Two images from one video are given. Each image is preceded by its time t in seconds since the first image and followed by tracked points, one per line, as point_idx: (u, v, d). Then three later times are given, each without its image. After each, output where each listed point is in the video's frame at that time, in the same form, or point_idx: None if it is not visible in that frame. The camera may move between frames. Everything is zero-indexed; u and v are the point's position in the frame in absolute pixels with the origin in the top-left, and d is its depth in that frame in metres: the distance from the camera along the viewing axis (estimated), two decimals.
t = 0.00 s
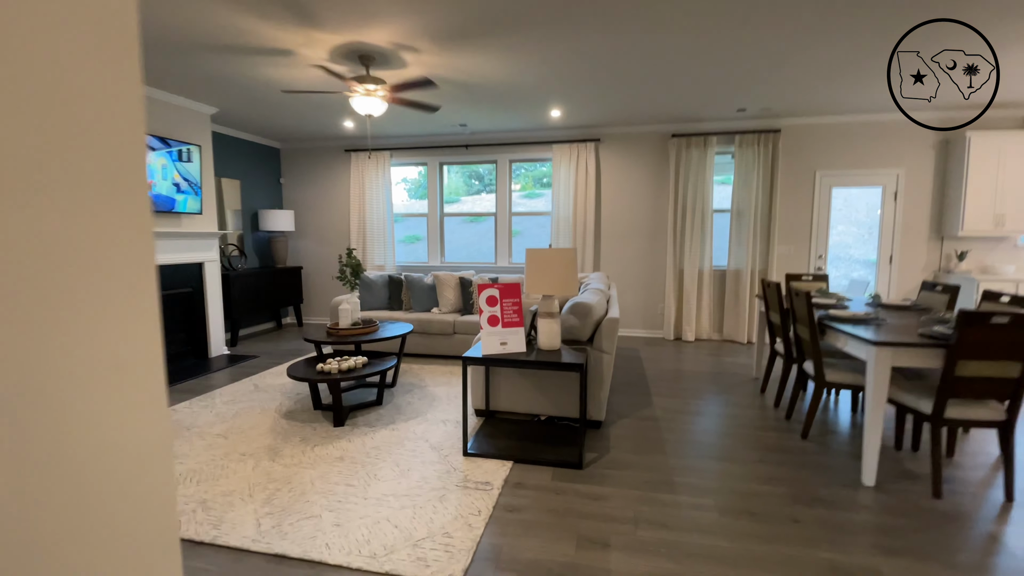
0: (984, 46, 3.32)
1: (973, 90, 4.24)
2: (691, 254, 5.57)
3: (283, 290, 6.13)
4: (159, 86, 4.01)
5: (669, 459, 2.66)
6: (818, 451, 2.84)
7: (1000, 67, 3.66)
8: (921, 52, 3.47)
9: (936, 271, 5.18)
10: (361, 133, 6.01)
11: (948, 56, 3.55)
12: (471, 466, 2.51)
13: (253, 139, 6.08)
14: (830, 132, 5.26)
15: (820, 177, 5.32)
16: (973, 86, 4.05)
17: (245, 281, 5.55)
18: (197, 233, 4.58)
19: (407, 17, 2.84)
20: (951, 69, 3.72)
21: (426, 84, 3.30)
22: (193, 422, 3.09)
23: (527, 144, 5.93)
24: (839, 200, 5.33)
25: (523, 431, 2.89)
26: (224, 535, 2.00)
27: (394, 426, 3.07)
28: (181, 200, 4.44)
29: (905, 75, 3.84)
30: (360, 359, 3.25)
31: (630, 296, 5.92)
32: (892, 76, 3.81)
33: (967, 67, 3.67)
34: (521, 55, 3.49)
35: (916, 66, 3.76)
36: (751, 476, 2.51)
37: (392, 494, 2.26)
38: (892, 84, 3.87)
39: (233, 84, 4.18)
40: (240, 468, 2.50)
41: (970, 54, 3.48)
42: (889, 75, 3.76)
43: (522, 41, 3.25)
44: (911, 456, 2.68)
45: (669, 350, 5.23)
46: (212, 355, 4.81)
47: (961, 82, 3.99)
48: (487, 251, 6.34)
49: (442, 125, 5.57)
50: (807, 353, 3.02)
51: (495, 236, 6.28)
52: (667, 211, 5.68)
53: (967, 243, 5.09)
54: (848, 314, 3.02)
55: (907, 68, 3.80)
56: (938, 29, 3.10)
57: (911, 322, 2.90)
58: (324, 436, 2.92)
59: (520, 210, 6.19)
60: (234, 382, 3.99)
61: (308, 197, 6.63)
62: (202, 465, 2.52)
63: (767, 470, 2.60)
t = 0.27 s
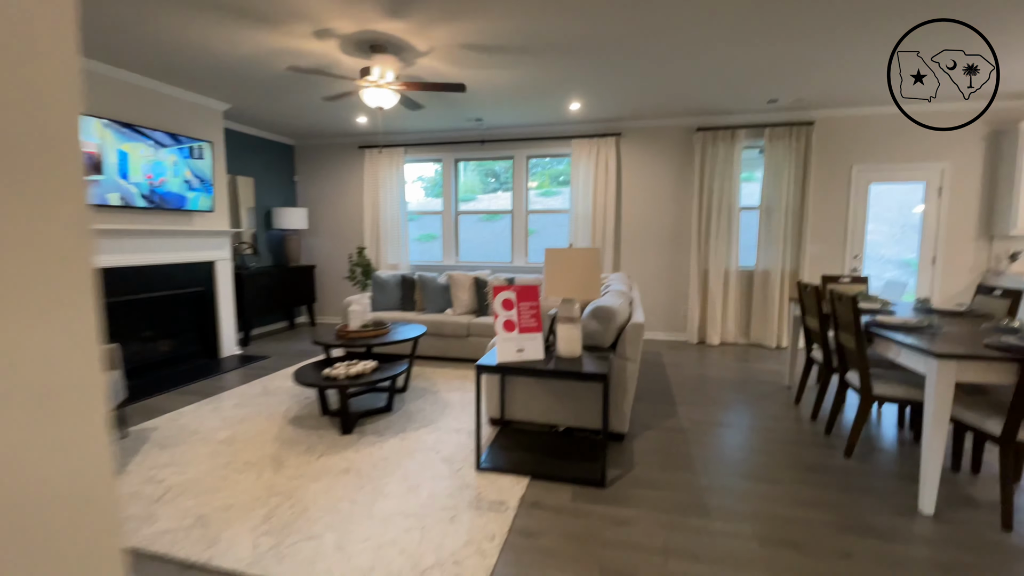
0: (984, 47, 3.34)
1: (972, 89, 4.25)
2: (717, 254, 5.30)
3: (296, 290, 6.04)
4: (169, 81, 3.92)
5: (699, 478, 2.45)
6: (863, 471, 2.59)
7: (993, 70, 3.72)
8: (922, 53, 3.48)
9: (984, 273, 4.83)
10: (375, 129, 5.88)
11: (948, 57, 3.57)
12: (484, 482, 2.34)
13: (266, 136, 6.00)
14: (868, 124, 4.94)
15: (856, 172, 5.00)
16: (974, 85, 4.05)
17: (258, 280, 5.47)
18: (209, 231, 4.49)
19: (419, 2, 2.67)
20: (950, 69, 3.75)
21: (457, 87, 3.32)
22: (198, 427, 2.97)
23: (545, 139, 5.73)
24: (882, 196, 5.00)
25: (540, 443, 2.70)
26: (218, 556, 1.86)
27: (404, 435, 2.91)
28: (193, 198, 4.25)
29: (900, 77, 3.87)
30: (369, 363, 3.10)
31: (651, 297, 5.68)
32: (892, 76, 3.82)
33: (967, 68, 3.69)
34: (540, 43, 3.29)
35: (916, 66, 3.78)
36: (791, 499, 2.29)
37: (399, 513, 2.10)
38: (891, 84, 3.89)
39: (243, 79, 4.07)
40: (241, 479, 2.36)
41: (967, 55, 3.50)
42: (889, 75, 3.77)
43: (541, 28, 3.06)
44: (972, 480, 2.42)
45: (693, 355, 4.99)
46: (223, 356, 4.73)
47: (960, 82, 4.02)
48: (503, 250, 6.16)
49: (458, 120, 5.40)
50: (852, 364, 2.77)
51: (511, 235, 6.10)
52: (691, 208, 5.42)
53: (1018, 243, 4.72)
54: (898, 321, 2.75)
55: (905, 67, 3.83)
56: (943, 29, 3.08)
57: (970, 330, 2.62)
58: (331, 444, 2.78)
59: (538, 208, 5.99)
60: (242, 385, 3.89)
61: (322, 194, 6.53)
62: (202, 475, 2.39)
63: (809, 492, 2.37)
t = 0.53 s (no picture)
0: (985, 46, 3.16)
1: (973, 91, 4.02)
2: (755, 264, 4.99)
3: (321, 299, 6.04)
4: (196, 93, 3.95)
5: (741, 515, 2.20)
6: (932, 512, 2.29)
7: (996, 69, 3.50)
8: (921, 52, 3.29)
9: None
10: (400, 138, 5.84)
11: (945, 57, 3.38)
12: (504, 513, 2.16)
13: (294, 146, 6.05)
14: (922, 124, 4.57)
15: (909, 176, 4.63)
16: (974, 86, 3.83)
17: (283, 290, 5.48)
18: (234, 241, 4.50)
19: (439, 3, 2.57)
20: (951, 70, 3.54)
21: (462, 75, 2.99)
22: (213, 442, 2.90)
23: (572, 145, 5.56)
24: (935, 203, 4.61)
25: (565, 470, 2.51)
26: None
27: (421, 455, 2.77)
28: (218, 208, 4.26)
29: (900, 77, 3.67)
30: (387, 379, 2.97)
31: (684, 309, 5.41)
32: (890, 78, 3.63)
33: (967, 68, 3.50)
34: (565, 44, 3.15)
35: (913, 68, 3.59)
36: (849, 544, 2.02)
37: (412, 546, 1.94)
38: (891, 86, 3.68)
39: (267, 89, 4.08)
40: (250, 500, 2.26)
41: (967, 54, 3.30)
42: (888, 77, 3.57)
43: (567, 28, 2.91)
44: None
45: (729, 371, 4.69)
46: (247, 365, 4.72)
47: (961, 82, 3.79)
48: (529, 259, 6.00)
49: (482, 127, 5.30)
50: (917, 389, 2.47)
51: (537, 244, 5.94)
52: (727, 216, 5.14)
53: None
54: (972, 342, 2.44)
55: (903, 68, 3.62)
56: (944, 29, 2.92)
57: None
58: (345, 464, 2.66)
59: (564, 217, 5.81)
60: (263, 396, 3.84)
61: (347, 204, 6.54)
62: (211, 494, 2.29)
63: (871, 537, 2.09)
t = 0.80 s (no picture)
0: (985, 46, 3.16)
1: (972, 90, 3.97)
2: (816, 263, 4.57)
3: (360, 299, 6.09)
4: (235, 95, 4.03)
5: (806, 549, 1.94)
6: None
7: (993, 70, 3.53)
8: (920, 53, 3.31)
9: None
10: (437, 137, 5.79)
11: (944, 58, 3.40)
12: (535, 534, 1.99)
13: (333, 148, 6.12)
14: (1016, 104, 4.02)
15: (998, 164, 4.09)
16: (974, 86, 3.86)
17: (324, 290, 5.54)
18: (273, 242, 4.57)
19: None
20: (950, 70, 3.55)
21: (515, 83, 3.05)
22: (246, 443, 2.90)
23: (613, 140, 5.32)
24: None
25: (603, 487, 2.31)
26: None
27: (450, 464, 2.64)
28: (258, 209, 4.33)
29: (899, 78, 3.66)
30: (416, 383, 2.85)
31: (735, 312, 5.04)
32: (891, 77, 3.62)
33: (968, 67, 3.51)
34: (602, 30, 2.94)
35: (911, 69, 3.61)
36: None
37: (435, 566, 1.81)
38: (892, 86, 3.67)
39: (303, 91, 4.11)
40: (274, 507, 2.20)
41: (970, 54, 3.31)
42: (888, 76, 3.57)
43: (605, 10, 2.70)
44: None
45: (786, 380, 4.31)
46: (286, 365, 4.79)
47: (963, 82, 3.79)
48: (568, 259, 5.80)
49: (519, 124, 5.15)
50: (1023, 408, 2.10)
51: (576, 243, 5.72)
52: (783, 211, 4.75)
53: None
54: None
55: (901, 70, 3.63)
56: (942, 29, 2.93)
57: None
58: (372, 470, 2.57)
59: (605, 214, 5.57)
60: (298, 396, 3.85)
61: (386, 205, 6.56)
62: (237, 499, 2.26)
63: None
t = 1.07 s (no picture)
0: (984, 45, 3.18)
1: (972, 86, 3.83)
2: (861, 261, 4.24)
3: (386, 298, 6.07)
4: (256, 94, 4.05)
5: None
6: None
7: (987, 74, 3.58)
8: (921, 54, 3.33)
9: None
10: (460, 134, 5.70)
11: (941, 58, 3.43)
12: (552, 553, 1.87)
13: (357, 147, 6.12)
14: None
15: None
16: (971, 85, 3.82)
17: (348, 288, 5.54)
18: (296, 241, 4.58)
19: None
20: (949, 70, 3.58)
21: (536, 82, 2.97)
22: (263, 444, 2.89)
23: (642, 132, 5.10)
24: None
25: (628, 502, 2.17)
26: None
27: (467, 471, 2.54)
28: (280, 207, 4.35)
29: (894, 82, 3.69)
30: (432, 387, 2.76)
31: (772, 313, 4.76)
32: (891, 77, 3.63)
33: (967, 67, 3.53)
34: (628, 15, 2.77)
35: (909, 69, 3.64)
36: None
37: None
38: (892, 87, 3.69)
39: (324, 89, 4.08)
40: (285, 514, 2.15)
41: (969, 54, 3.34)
42: (889, 76, 3.57)
43: None
44: None
45: (828, 387, 4.03)
46: (310, 363, 4.81)
47: (961, 82, 3.81)
48: (595, 257, 5.62)
49: (543, 117, 4.99)
50: None
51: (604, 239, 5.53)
52: (826, 206, 4.45)
53: None
54: None
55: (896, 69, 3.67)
56: (942, 29, 2.95)
57: None
58: (388, 476, 2.49)
59: (634, 210, 5.37)
60: (319, 396, 3.84)
61: (410, 203, 6.53)
62: (248, 504, 2.24)
63: None
